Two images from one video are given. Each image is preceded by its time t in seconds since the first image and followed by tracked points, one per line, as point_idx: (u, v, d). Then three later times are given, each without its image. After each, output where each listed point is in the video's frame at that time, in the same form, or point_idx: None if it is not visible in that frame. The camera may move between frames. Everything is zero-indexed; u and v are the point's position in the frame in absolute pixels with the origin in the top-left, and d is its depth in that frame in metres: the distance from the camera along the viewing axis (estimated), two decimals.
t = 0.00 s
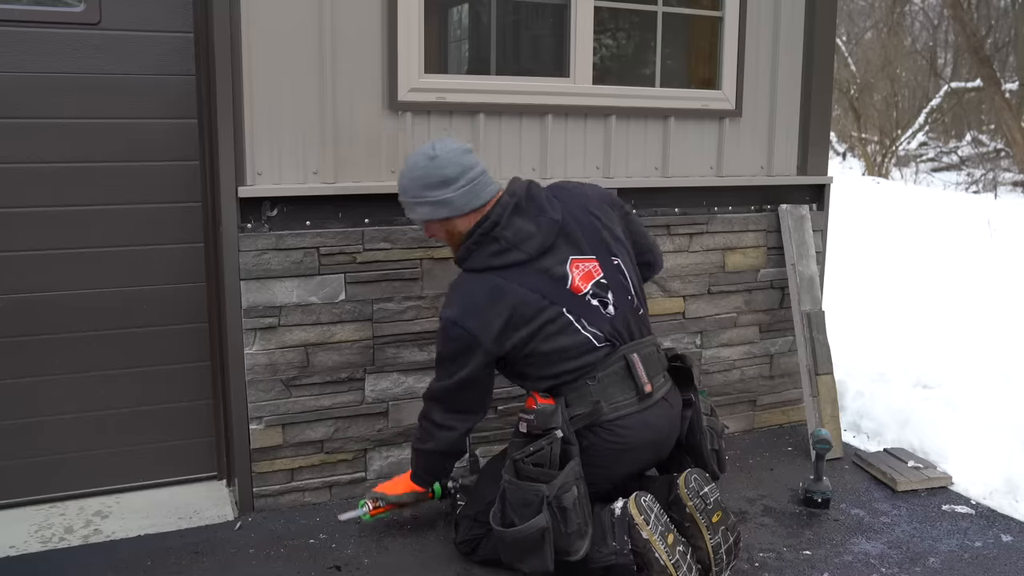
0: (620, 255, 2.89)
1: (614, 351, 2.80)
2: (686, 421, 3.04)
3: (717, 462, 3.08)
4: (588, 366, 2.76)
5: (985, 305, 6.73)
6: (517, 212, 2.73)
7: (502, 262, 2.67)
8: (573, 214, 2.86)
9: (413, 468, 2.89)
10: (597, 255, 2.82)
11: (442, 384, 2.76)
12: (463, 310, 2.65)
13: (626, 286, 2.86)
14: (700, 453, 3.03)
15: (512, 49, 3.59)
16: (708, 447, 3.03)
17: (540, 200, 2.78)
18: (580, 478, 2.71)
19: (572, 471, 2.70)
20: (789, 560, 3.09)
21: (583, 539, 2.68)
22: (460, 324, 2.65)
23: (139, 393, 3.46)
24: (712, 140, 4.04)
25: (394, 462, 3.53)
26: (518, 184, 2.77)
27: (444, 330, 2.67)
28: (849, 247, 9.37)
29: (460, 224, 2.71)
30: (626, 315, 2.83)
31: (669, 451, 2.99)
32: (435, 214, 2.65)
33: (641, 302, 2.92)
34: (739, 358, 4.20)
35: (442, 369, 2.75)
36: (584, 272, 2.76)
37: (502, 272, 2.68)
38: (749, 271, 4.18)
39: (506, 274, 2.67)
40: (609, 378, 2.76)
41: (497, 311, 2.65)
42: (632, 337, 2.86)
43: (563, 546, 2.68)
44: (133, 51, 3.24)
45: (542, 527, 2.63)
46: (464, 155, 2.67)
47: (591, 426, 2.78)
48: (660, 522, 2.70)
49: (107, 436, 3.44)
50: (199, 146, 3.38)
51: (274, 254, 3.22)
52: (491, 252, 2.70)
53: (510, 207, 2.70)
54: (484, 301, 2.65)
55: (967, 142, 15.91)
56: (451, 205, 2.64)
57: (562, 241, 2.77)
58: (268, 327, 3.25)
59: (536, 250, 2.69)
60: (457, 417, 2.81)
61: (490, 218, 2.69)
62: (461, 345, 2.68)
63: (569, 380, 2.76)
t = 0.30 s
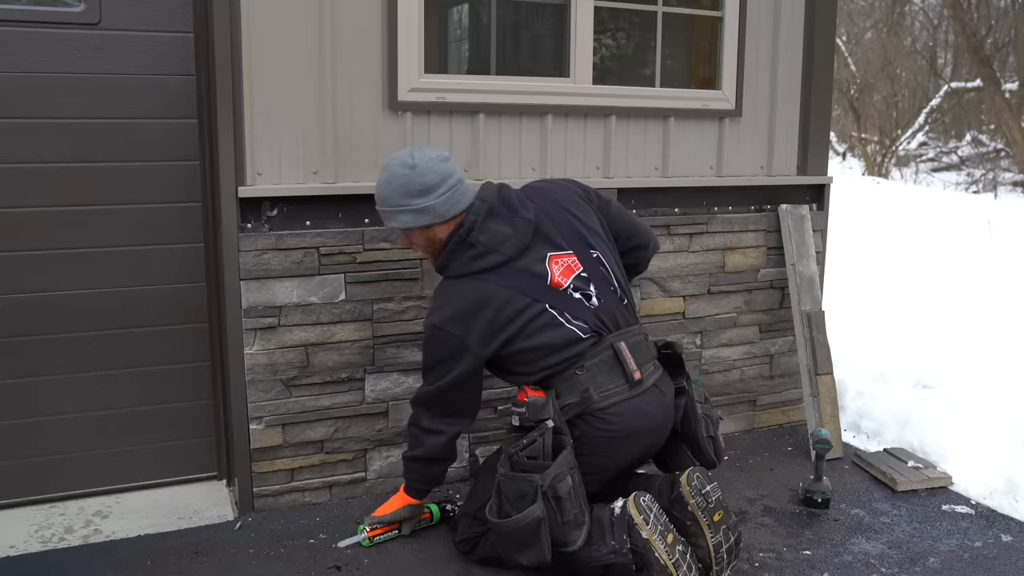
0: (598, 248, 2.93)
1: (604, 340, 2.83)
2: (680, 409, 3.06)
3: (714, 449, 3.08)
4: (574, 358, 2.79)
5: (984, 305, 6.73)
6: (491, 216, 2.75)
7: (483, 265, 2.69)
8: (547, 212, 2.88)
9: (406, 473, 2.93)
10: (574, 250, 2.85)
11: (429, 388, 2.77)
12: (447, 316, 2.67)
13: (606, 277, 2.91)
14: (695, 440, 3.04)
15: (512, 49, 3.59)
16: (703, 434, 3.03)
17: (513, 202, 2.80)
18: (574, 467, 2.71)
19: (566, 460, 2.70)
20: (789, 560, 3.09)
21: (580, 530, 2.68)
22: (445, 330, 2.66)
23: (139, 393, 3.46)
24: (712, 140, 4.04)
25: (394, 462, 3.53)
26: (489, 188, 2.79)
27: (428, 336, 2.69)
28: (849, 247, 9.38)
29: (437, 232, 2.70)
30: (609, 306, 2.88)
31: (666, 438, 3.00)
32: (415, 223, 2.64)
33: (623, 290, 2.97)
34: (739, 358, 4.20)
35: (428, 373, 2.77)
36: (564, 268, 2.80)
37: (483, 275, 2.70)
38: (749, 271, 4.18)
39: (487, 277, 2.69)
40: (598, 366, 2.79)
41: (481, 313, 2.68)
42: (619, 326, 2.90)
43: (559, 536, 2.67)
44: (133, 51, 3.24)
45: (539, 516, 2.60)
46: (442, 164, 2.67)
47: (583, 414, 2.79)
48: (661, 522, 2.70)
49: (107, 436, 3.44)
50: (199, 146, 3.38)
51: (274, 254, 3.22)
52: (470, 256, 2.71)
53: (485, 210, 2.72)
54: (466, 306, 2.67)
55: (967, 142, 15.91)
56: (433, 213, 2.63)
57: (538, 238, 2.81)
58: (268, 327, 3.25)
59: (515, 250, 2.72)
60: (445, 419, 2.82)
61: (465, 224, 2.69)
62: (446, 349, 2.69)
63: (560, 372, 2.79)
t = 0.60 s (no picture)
0: (620, 241, 2.93)
1: (600, 329, 2.82)
2: (672, 404, 3.06)
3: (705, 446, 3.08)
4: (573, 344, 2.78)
5: (984, 305, 6.73)
6: (534, 177, 2.76)
7: (514, 218, 2.69)
8: (584, 192, 2.89)
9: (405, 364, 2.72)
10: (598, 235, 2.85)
11: (446, 337, 2.67)
12: (469, 258, 2.63)
13: (621, 270, 2.90)
14: (686, 436, 3.03)
15: (511, 49, 3.59)
16: (694, 430, 3.02)
17: (556, 172, 2.81)
18: (567, 453, 2.73)
19: (559, 445, 2.71)
20: (789, 559, 3.09)
21: (572, 515, 2.70)
22: (464, 272, 2.61)
23: (139, 392, 3.46)
24: (712, 140, 4.04)
25: (394, 462, 3.53)
26: (542, 151, 2.82)
27: (446, 277, 2.63)
28: (849, 247, 9.37)
29: (478, 178, 2.76)
30: (615, 296, 2.86)
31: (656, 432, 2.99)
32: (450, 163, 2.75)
33: (632, 287, 2.95)
34: (739, 358, 4.20)
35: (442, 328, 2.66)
36: (583, 250, 2.79)
37: (510, 228, 2.70)
38: (749, 271, 4.18)
39: (515, 231, 2.69)
40: (593, 355, 2.79)
41: (499, 266, 2.64)
42: (620, 317, 2.89)
43: (552, 520, 2.69)
44: (133, 51, 3.24)
45: (533, 499, 2.62)
46: (494, 120, 2.67)
47: (575, 401, 2.79)
48: (665, 514, 2.73)
49: (107, 436, 3.44)
50: (199, 146, 3.38)
51: (274, 254, 3.22)
52: (504, 209, 2.72)
53: (530, 169, 2.73)
54: (491, 252, 2.64)
55: (967, 142, 15.91)
56: (464, 160, 2.70)
57: (571, 214, 2.81)
58: (268, 327, 3.25)
59: (546, 216, 2.72)
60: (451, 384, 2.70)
61: (507, 176, 2.71)
62: (467, 298, 2.62)
63: (553, 356, 2.79)
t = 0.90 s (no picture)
0: (666, 261, 2.93)
1: (626, 344, 2.81)
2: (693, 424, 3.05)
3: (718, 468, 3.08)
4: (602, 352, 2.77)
5: (985, 305, 6.73)
6: (601, 177, 2.78)
7: (572, 207, 2.72)
8: (643, 204, 2.91)
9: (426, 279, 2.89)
10: (648, 249, 2.85)
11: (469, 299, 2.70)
12: (516, 233, 2.66)
13: (661, 289, 2.89)
14: (703, 457, 3.03)
15: (512, 49, 3.59)
16: (712, 452, 3.03)
17: (622, 179, 2.84)
18: (586, 465, 2.75)
19: (580, 458, 2.73)
20: (789, 560, 3.09)
21: (584, 528, 2.74)
22: (509, 245, 2.65)
23: (140, 393, 3.46)
24: (712, 140, 4.04)
25: (394, 462, 3.53)
26: (615, 156, 2.84)
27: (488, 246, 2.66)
28: (849, 247, 9.37)
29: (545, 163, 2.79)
30: (650, 313, 2.85)
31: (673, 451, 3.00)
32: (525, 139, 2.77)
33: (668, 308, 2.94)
34: (739, 358, 4.20)
35: (470, 284, 2.70)
36: (630, 258, 2.78)
37: (564, 216, 2.72)
38: (749, 271, 4.18)
39: (569, 220, 2.71)
40: (619, 370, 2.79)
41: (542, 250, 2.67)
42: (649, 334, 2.88)
43: (564, 532, 2.74)
44: (133, 51, 3.24)
45: (548, 509, 2.67)
46: (585, 115, 2.74)
47: (598, 415, 2.80)
48: (670, 510, 2.74)
49: (107, 436, 3.44)
50: (199, 146, 3.38)
51: (274, 254, 3.22)
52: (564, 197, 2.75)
53: (598, 167, 2.76)
54: (539, 234, 2.67)
55: (967, 143, 15.92)
56: (543, 141, 2.74)
57: (629, 222, 2.82)
58: (268, 327, 3.25)
59: (604, 215, 2.74)
60: (445, 337, 2.77)
61: (577, 167, 2.75)
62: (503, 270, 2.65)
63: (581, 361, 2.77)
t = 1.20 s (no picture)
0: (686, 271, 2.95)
1: (636, 347, 2.82)
2: (696, 431, 3.06)
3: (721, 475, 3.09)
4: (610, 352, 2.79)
5: (985, 305, 6.73)
6: (633, 178, 2.83)
7: (601, 204, 2.77)
8: (672, 212, 2.95)
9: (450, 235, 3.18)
10: (670, 256, 2.87)
11: (492, 272, 2.82)
12: (543, 219, 2.73)
13: (678, 297, 2.91)
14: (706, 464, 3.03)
15: (512, 49, 3.59)
16: (715, 459, 3.03)
17: (655, 184, 2.88)
18: (589, 466, 2.75)
19: (583, 458, 2.73)
20: (790, 560, 3.09)
21: (585, 529, 2.75)
22: (534, 229, 2.72)
23: (140, 393, 3.46)
24: (712, 140, 4.04)
25: (394, 462, 3.53)
26: (650, 162, 2.89)
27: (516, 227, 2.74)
28: (850, 248, 9.36)
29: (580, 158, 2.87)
30: (663, 318, 2.86)
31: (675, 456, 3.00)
32: (564, 133, 2.84)
33: (682, 318, 2.96)
34: (739, 358, 4.20)
35: (498, 263, 2.81)
36: (652, 261, 2.81)
37: (591, 211, 2.77)
38: (749, 271, 4.18)
39: (596, 215, 2.76)
40: (625, 374, 2.79)
41: (565, 239, 2.72)
42: (660, 340, 2.89)
43: (564, 531, 2.74)
44: (133, 51, 3.24)
45: (548, 508, 2.68)
46: (626, 117, 2.81)
47: (602, 416, 2.81)
48: (671, 511, 2.74)
49: (107, 436, 3.44)
50: (199, 147, 3.38)
51: (274, 254, 3.22)
52: (595, 193, 2.80)
53: (631, 169, 2.81)
54: (565, 223, 2.73)
55: (967, 143, 15.93)
56: (583, 137, 2.80)
57: (657, 226, 2.85)
58: (268, 327, 3.25)
59: (634, 214, 2.78)
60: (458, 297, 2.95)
61: (611, 165, 2.80)
62: (526, 251, 2.74)
63: (589, 358, 2.80)
